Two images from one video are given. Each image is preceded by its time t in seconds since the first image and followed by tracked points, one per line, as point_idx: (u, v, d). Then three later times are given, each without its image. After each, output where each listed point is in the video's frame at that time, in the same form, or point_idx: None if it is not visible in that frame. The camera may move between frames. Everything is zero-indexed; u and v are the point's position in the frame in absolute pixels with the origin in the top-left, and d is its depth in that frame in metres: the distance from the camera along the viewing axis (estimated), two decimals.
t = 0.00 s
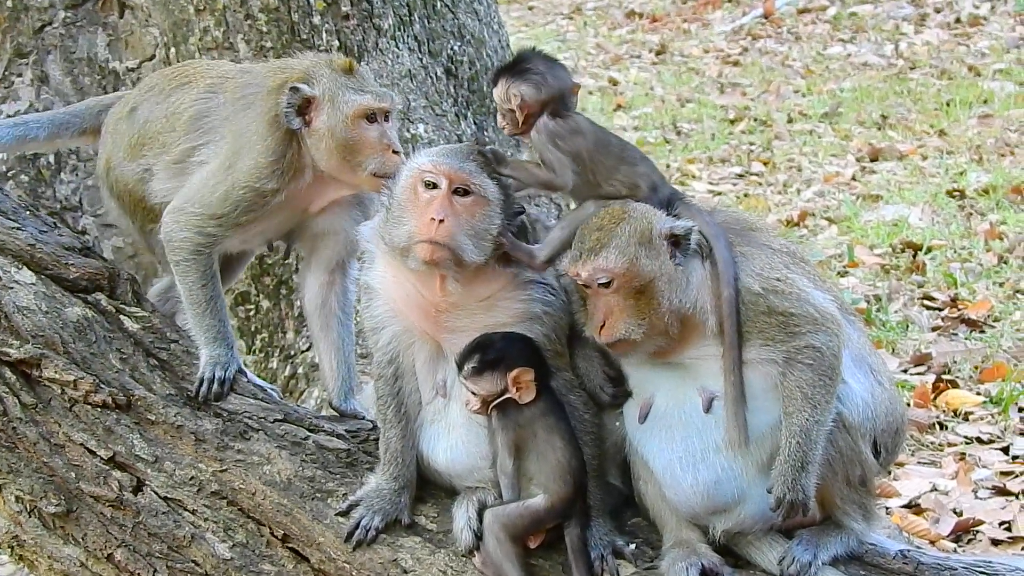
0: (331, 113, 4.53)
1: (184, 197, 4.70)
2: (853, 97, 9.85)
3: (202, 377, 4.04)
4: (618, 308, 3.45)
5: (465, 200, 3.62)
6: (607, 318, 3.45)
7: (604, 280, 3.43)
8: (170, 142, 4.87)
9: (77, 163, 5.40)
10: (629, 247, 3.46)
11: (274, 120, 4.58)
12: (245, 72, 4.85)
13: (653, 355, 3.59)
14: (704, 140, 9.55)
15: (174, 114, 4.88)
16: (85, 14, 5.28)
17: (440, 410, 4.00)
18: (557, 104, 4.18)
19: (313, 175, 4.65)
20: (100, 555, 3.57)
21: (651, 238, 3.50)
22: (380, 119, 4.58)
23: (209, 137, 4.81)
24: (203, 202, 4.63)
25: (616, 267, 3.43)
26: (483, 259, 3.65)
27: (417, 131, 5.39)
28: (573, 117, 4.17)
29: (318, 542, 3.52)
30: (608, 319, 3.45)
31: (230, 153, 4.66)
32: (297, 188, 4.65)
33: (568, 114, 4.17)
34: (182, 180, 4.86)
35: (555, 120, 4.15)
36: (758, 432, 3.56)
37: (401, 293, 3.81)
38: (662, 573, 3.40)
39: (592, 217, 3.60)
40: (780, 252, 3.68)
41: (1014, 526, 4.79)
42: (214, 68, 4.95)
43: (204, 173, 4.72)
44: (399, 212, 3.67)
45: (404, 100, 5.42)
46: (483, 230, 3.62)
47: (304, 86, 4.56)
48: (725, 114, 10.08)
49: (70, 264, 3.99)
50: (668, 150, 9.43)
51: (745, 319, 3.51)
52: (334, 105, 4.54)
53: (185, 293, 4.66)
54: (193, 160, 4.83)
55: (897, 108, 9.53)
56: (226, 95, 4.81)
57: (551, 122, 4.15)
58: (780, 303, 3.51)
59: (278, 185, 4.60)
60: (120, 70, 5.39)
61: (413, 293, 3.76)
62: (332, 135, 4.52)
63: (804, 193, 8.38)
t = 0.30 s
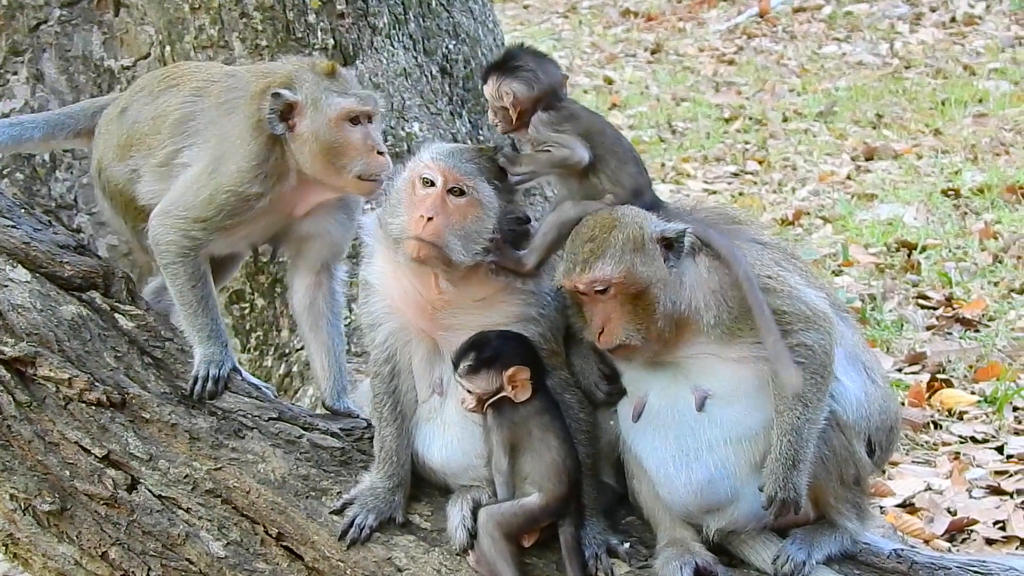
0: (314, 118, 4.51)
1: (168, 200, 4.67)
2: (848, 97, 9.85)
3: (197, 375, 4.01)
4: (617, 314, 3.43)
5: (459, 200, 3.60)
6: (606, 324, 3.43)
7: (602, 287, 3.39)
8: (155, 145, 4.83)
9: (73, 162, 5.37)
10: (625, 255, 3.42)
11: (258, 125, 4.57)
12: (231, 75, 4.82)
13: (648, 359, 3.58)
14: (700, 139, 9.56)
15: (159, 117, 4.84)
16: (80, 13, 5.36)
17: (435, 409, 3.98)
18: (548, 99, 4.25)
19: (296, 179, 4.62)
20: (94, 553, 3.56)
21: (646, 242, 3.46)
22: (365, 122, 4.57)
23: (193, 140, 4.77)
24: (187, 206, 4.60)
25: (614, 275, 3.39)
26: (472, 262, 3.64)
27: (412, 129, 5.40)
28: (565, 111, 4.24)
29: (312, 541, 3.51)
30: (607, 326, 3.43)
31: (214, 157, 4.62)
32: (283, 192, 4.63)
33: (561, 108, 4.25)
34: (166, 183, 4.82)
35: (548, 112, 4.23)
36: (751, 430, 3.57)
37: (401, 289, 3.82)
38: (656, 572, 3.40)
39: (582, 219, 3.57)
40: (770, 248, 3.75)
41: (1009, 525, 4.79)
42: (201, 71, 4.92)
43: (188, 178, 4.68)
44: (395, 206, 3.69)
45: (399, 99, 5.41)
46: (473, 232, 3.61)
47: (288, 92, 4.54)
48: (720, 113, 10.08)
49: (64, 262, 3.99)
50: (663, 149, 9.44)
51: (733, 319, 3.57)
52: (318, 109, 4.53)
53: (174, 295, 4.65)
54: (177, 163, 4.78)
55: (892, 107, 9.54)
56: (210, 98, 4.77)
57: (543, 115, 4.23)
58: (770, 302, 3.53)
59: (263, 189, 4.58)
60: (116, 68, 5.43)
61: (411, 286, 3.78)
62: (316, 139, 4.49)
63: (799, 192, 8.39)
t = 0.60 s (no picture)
0: (301, 119, 4.51)
1: (159, 203, 4.67)
2: (843, 96, 9.87)
3: (191, 374, 4.01)
4: (608, 312, 3.44)
5: (459, 203, 3.64)
6: (597, 321, 3.44)
7: (593, 286, 3.40)
8: (145, 150, 4.83)
9: (67, 162, 5.36)
10: (617, 254, 3.41)
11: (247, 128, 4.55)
12: (221, 79, 4.81)
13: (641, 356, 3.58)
14: (694, 138, 9.56)
15: (150, 122, 4.84)
16: (74, 12, 5.32)
17: (434, 408, 3.98)
18: (524, 88, 4.40)
19: (283, 178, 4.60)
20: (89, 552, 3.57)
21: (639, 241, 3.45)
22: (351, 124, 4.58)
23: (182, 145, 4.76)
24: (178, 209, 4.60)
25: (605, 272, 3.39)
26: (476, 263, 3.67)
27: (406, 129, 5.37)
28: (541, 97, 4.38)
29: (306, 540, 3.51)
30: (598, 322, 3.44)
31: (203, 162, 4.62)
32: (273, 193, 4.62)
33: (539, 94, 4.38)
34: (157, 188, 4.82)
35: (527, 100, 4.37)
36: (745, 429, 3.57)
37: (405, 288, 3.81)
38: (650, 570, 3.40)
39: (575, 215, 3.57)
40: (762, 244, 3.77)
41: (1003, 524, 4.81)
42: (191, 75, 4.91)
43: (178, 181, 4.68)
44: (399, 205, 3.71)
45: (393, 98, 5.40)
46: (476, 232, 3.64)
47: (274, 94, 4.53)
48: (714, 112, 10.09)
49: (59, 261, 3.98)
50: (657, 148, 9.44)
51: (728, 315, 3.54)
52: (303, 110, 4.53)
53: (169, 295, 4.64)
54: (168, 167, 4.79)
55: (886, 106, 9.55)
56: (199, 103, 4.76)
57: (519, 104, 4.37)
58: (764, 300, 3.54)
59: (252, 190, 4.57)
60: (109, 67, 5.40)
61: (411, 282, 3.78)
62: (304, 140, 4.50)
63: (793, 191, 8.40)
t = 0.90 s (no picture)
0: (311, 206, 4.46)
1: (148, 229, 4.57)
2: (837, 94, 9.87)
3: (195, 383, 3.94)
4: (597, 303, 3.44)
5: (449, 204, 3.53)
6: (586, 311, 3.45)
7: (584, 276, 3.39)
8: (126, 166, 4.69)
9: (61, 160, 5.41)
10: (611, 248, 3.39)
11: (261, 195, 4.45)
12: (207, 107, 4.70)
13: (634, 350, 3.58)
14: (688, 136, 9.56)
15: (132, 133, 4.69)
16: (68, 11, 5.21)
17: (430, 406, 3.99)
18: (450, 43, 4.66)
19: (268, 253, 4.56)
20: (83, 550, 3.56)
21: (632, 236, 3.44)
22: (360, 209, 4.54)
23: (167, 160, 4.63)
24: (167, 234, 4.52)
25: (595, 265, 3.37)
26: (474, 259, 3.57)
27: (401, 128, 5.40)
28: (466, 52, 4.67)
29: (301, 538, 3.50)
30: (585, 313, 3.45)
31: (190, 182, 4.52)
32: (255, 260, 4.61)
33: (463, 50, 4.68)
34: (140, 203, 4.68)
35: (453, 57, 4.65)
36: (741, 427, 3.56)
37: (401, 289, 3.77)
38: (646, 569, 3.39)
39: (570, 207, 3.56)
40: (758, 241, 3.74)
41: (998, 522, 4.82)
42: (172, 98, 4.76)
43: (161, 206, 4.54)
44: (393, 219, 3.60)
45: (387, 96, 5.50)
46: (471, 231, 3.55)
47: (304, 194, 4.44)
48: (709, 111, 10.08)
49: (53, 260, 4.08)
50: (652, 146, 9.43)
51: (723, 312, 3.53)
52: (313, 234, 4.48)
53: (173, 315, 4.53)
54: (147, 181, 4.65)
55: (881, 104, 9.55)
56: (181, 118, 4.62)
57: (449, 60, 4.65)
58: (756, 300, 3.52)
59: (234, 242, 4.53)
60: (104, 66, 5.28)
61: (411, 284, 3.70)
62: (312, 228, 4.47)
63: (787, 189, 8.40)
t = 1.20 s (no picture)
0: (311, 188, 4.53)
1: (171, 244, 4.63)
2: (836, 93, 9.85)
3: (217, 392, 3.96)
4: (591, 293, 3.44)
5: (445, 189, 3.53)
6: (580, 301, 3.44)
7: (583, 264, 3.41)
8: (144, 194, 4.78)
9: (61, 156, 5.50)
10: (612, 241, 3.42)
11: (274, 171, 4.65)
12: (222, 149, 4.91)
13: (628, 345, 3.59)
14: (687, 135, 9.54)
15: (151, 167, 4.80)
16: (69, 8, 5.46)
17: (432, 405, 3.97)
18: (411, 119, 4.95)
19: (288, 256, 4.68)
20: (86, 547, 3.59)
21: (636, 232, 3.48)
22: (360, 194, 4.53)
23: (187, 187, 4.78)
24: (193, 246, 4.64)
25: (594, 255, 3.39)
26: (471, 244, 3.56)
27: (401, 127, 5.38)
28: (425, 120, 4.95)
29: (304, 536, 3.50)
30: (579, 302, 3.44)
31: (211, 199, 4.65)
32: (289, 240, 4.65)
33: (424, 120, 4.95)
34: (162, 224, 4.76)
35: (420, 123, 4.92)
36: (743, 427, 3.55)
37: (398, 283, 3.79)
38: (648, 568, 3.39)
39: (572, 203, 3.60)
40: (761, 241, 3.73)
41: (1000, 523, 4.82)
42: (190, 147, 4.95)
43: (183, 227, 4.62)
44: (388, 206, 3.62)
45: (388, 95, 5.35)
46: (466, 215, 3.54)
47: (308, 157, 4.60)
48: (707, 109, 10.06)
49: (56, 257, 4.03)
50: (650, 146, 9.42)
51: (724, 311, 3.52)
52: (319, 178, 4.53)
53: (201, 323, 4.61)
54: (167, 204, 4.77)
55: (880, 104, 9.52)
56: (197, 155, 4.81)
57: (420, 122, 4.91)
58: (758, 300, 3.51)
59: (273, 222, 4.62)
60: (105, 63, 5.47)
61: (409, 276, 3.72)
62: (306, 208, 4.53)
63: (787, 188, 8.38)
